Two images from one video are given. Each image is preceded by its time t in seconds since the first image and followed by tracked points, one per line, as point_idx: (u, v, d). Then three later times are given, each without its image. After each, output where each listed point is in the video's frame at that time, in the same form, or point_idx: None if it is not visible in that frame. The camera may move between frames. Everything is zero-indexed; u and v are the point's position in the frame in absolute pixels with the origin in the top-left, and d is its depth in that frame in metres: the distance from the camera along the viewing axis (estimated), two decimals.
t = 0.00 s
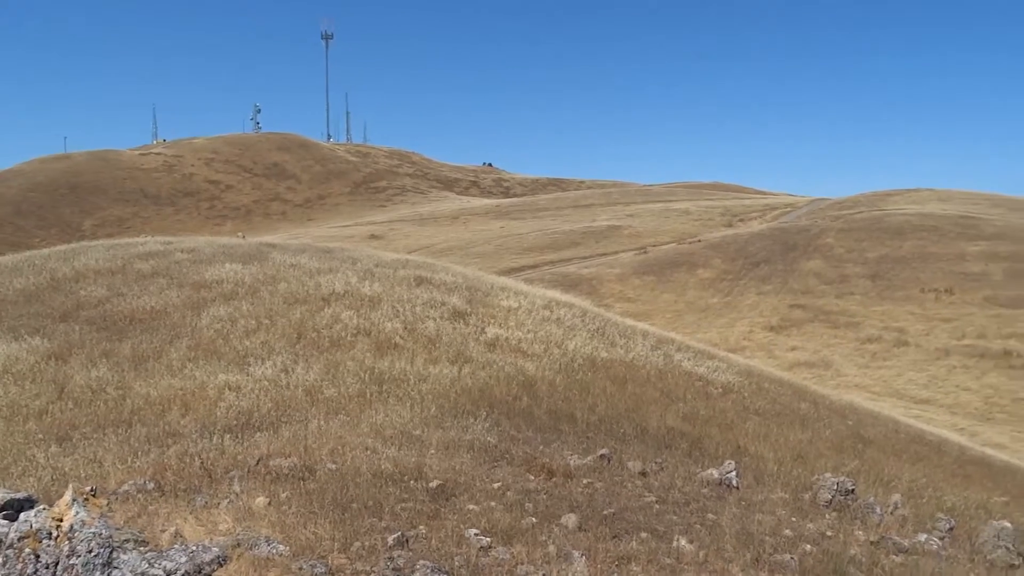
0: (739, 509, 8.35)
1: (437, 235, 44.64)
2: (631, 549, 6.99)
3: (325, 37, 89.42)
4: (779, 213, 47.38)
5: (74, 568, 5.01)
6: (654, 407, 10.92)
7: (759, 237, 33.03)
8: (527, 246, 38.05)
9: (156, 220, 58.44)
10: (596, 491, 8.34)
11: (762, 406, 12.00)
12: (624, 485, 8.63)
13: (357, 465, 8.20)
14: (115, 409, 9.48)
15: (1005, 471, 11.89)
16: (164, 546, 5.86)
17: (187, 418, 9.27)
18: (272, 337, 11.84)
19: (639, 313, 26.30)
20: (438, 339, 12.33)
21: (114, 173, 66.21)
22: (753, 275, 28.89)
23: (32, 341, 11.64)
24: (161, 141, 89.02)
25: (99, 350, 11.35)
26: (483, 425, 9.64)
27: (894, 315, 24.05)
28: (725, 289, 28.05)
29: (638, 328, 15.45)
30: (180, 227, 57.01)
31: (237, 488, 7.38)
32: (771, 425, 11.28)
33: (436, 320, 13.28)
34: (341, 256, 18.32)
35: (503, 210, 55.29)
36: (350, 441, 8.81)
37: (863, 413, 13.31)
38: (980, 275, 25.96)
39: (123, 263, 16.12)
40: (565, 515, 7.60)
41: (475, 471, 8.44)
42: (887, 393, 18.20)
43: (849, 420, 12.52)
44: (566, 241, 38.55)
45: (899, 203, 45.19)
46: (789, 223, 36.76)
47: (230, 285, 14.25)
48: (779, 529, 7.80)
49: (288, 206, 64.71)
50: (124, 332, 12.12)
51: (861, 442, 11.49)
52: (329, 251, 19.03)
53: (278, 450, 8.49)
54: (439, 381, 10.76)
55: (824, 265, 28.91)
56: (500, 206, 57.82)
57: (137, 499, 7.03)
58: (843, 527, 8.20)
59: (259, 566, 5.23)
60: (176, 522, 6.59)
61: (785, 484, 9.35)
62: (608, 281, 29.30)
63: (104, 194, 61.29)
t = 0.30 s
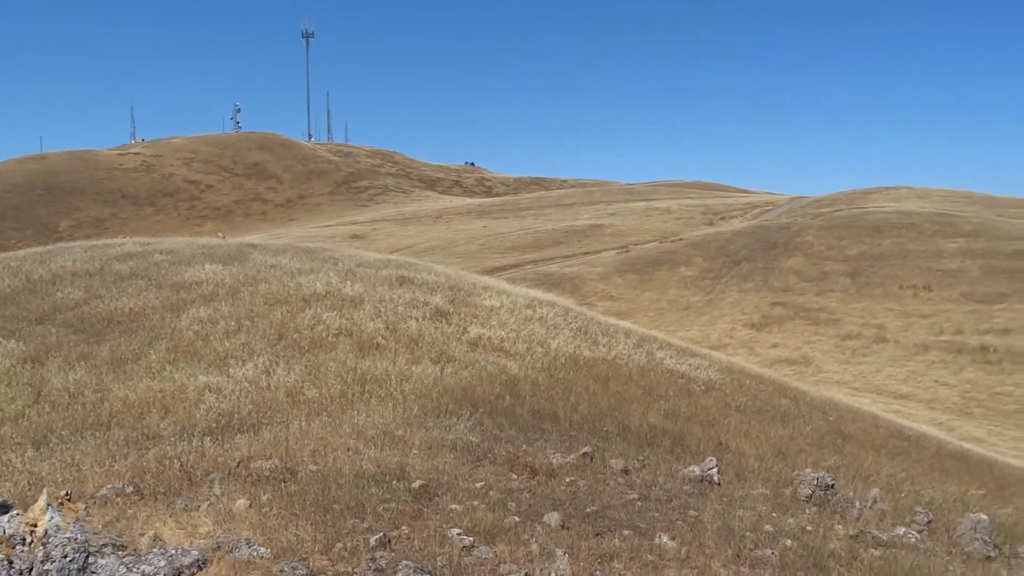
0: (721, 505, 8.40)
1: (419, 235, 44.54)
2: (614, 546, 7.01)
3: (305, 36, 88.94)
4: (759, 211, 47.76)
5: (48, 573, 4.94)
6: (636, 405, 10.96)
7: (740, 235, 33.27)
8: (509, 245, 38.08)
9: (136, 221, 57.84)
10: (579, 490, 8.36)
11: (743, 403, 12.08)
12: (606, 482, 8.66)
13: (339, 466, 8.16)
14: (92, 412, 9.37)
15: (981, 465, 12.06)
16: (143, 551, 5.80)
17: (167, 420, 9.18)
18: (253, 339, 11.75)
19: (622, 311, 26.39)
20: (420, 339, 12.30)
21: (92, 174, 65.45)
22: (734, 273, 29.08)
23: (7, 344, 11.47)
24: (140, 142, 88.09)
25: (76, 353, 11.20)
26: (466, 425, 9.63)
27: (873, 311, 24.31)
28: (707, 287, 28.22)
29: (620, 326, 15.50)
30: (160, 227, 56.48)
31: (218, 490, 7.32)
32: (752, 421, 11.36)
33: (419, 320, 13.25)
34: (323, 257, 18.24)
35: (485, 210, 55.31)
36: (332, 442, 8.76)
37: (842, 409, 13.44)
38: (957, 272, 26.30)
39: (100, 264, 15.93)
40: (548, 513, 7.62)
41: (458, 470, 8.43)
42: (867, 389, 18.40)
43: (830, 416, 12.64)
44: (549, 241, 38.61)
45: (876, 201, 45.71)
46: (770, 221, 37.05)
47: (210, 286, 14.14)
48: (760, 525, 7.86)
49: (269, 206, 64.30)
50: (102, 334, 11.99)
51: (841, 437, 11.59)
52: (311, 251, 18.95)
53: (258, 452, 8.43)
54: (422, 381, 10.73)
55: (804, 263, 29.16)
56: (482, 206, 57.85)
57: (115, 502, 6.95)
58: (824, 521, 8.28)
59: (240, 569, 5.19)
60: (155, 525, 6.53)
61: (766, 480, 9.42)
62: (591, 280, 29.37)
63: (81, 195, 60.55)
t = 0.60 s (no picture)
0: (701, 502, 8.45)
1: (401, 235, 44.45)
2: (595, 545, 7.04)
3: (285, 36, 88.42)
4: (740, 210, 48.12)
5: None
6: (617, 404, 10.99)
7: (721, 234, 33.49)
8: (492, 245, 38.10)
9: (116, 223, 57.23)
10: (560, 489, 8.37)
11: (724, 401, 12.15)
12: (587, 481, 8.67)
13: (320, 468, 8.11)
14: (68, 416, 9.25)
15: (957, 459, 12.21)
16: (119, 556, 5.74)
17: (145, 424, 9.08)
18: (232, 341, 11.66)
19: (604, 310, 26.48)
20: (401, 340, 12.27)
21: (69, 175, 64.69)
22: (715, 272, 29.27)
23: None
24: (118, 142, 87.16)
25: (52, 356, 11.06)
26: (448, 425, 9.61)
27: (852, 309, 24.55)
28: (689, 286, 28.38)
29: (602, 325, 15.55)
30: (140, 229, 55.94)
31: (197, 494, 7.25)
32: (733, 419, 11.43)
33: (400, 321, 13.21)
34: (303, 257, 18.16)
35: (466, 210, 55.35)
36: (313, 444, 8.72)
37: (821, 406, 13.55)
38: (934, 269, 26.61)
39: (77, 267, 15.75)
40: (529, 513, 7.62)
41: (439, 471, 8.41)
42: (846, 385, 18.57)
43: (809, 412, 12.73)
44: (531, 240, 38.67)
45: (855, 200, 46.18)
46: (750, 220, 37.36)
47: (189, 288, 14.02)
48: (741, 522, 7.92)
49: (249, 207, 63.91)
50: (79, 337, 11.84)
51: (821, 434, 11.69)
52: (291, 252, 18.87)
53: (238, 455, 8.36)
54: (403, 382, 10.70)
55: (784, 261, 29.38)
56: (463, 206, 57.89)
57: (92, 508, 6.87)
58: (803, 517, 8.35)
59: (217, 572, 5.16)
60: (133, 530, 6.46)
61: (746, 477, 9.48)
62: (573, 279, 29.45)
63: (58, 197, 59.85)
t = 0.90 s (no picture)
0: (680, 500, 8.50)
1: (380, 235, 44.31)
2: (574, 543, 7.05)
3: (262, 35, 87.70)
4: (719, 208, 48.49)
5: None
6: (597, 403, 11.02)
7: (700, 232, 33.72)
8: (472, 245, 38.09)
9: (91, 224, 56.49)
10: (540, 489, 8.38)
11: (703, 398, 12.22)
12: (567, 480, 8.69)
13: (298, 470, 8.06)
14: (41, 421, 9.12)
15: (932, 452, 12.38)
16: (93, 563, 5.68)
17: (120, 429, 8.98)
18: (209, 343, 11.56)
19: (585, 309, 26.55)
20: (380, 341, 12.23)
21: (43, 176, 63.79)
22: (695, 270, 29.45)
23: None
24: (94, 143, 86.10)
25: (24, 360, 10.90)
26: (427, 426, 9.59)
27: (830, 306, 24.78)
28: (669, 284, 28.52)
29: (582, 324, 15.59)
30: (116, 230, 55.26)
31: (173, 499, 7.18)
32: (711, 416, 11.50)
33: (379, 322, 13.16)
34: (281, 258, 18.05)
35: (446, 210, 55.32)
36: (291, 447, 8.66)
37: (799, 402, 13.67)
38: (908, 266, 26.93)
39: (49, 269, 15.53)
40: (509, 513, 7.61)
41: (419, 472, 8.38)
42: (825, 381, 18.76)
43: (787, 409, 12.84)
44: (511, 240, 38.70)
45: (831, 198, 46.66)
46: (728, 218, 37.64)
47: (164, 290, 13.88)
48: (719, 519, 7.97)
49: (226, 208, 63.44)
50: (52, 340, 11.68)
51: (799, 430, 11.79)
52: (268, 253, 18.75)
53: (215, 459, 8.29)
54: (382, 383, 10.66)
55: (762, 259, 29.61)
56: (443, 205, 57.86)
57: (65, 514, 6.78)
58: (780, 513, 8.42)
59: None
60: (107, 536, 6.39)
61: (725, 473, 9.54)
62: (554, 279, 29.50)
63: (31, 199, 59.03)
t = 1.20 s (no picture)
0: (656, 499, 8.54)
1: (356, 237, 44.13)
2: (551, 544, 7.06)
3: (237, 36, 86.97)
4: (695, 208, 48.88)
5: None
6: (573, 403, 11.04)
7: (676, 232, 33.96)
8: (449, 246, 38.06)
9: (63, 227, 55.58)
10: (517, 489, 8.37)
11: (679, 397, 12.30)
12: (544, 481, 8.69)
13: (272, 475, 7.99)
14: (8, 428, 8.96)
15: (903, 448, 12.56)
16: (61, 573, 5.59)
17: (90, 435, 8.85)
18: (182, 347, 11.43)
19: (563, 309, 26.60)
20: (356, 343, 12.17)
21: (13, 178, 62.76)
22: (671, 270, 29.64)
23: None
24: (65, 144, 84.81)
25: None
26: (403, 428, 9.55)
27: (804, 304, 25.05)
28: (646, 284, 28.68)
29: (559, 324, 15.61)
30: (88, 232, 54.42)
31: (144, 506, 7.08)
32: (687, 415, 11.57)
33: (355, 324, 13.10)
34: (255, 261, 17.93)
35: (423, 211, 55.23)
36: (265, 451, 8.58)
37: (774, 400, 13.80)
38: (880, 264, 27.29)
39: (17, 273, 15.27)
40: (486, 514, 7.60)
41: (395, 475, 8.35)
42: (800, 379, 18.97)
43: (761, 407, 12.95)
44: (488, 241, 38.73)
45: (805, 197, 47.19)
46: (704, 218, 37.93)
47: (136, 294, 13.71)
48: (695, 517, 8.02)
49: (200, 209, 62.89)
50: (20, 345, 11.49)
51: (774, 427, 11.89)
52: (242, 255, 18.61)
53: (188, 464, 8.20)
54: (357, 385, 10.60)
55: (738, 258, 29.85)
56: (420, 206, 57.78)
57: (33, 523, 6.67)
58: (754, 510, 8.49)
59: None
60: (76, 545, 6.29)
61: (700, 472, 9.61)
62: (531, 279, 29.56)
63: None
